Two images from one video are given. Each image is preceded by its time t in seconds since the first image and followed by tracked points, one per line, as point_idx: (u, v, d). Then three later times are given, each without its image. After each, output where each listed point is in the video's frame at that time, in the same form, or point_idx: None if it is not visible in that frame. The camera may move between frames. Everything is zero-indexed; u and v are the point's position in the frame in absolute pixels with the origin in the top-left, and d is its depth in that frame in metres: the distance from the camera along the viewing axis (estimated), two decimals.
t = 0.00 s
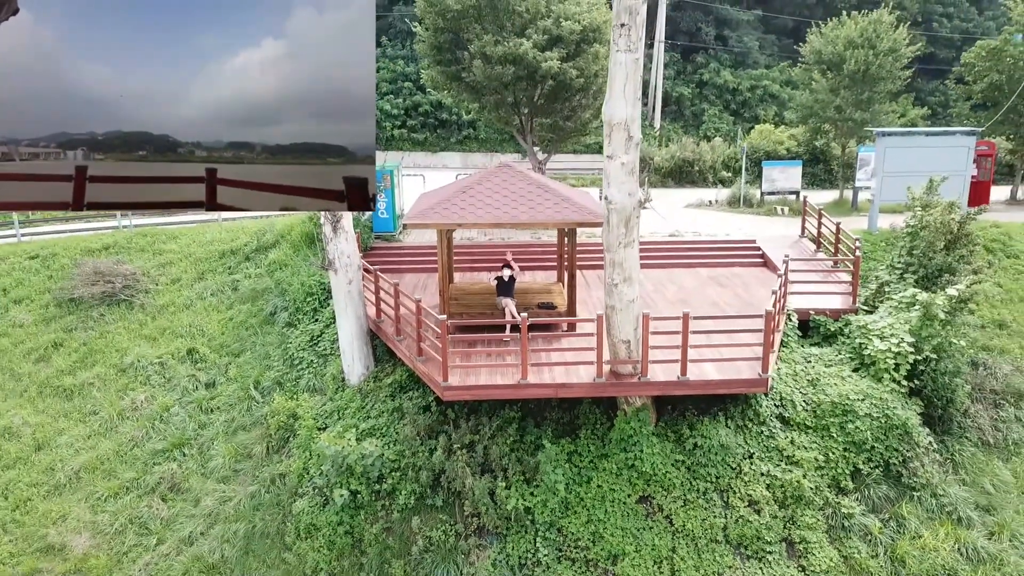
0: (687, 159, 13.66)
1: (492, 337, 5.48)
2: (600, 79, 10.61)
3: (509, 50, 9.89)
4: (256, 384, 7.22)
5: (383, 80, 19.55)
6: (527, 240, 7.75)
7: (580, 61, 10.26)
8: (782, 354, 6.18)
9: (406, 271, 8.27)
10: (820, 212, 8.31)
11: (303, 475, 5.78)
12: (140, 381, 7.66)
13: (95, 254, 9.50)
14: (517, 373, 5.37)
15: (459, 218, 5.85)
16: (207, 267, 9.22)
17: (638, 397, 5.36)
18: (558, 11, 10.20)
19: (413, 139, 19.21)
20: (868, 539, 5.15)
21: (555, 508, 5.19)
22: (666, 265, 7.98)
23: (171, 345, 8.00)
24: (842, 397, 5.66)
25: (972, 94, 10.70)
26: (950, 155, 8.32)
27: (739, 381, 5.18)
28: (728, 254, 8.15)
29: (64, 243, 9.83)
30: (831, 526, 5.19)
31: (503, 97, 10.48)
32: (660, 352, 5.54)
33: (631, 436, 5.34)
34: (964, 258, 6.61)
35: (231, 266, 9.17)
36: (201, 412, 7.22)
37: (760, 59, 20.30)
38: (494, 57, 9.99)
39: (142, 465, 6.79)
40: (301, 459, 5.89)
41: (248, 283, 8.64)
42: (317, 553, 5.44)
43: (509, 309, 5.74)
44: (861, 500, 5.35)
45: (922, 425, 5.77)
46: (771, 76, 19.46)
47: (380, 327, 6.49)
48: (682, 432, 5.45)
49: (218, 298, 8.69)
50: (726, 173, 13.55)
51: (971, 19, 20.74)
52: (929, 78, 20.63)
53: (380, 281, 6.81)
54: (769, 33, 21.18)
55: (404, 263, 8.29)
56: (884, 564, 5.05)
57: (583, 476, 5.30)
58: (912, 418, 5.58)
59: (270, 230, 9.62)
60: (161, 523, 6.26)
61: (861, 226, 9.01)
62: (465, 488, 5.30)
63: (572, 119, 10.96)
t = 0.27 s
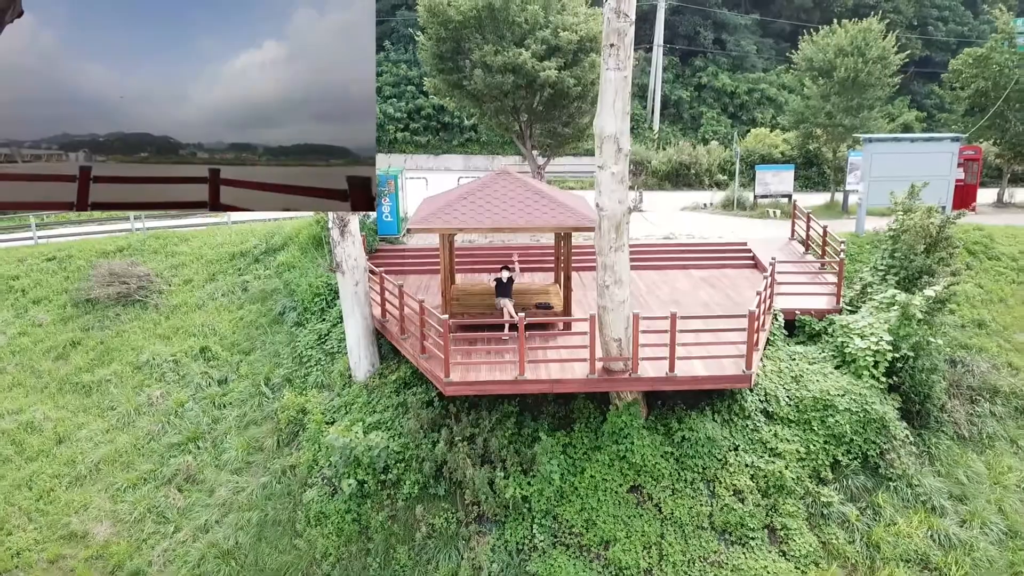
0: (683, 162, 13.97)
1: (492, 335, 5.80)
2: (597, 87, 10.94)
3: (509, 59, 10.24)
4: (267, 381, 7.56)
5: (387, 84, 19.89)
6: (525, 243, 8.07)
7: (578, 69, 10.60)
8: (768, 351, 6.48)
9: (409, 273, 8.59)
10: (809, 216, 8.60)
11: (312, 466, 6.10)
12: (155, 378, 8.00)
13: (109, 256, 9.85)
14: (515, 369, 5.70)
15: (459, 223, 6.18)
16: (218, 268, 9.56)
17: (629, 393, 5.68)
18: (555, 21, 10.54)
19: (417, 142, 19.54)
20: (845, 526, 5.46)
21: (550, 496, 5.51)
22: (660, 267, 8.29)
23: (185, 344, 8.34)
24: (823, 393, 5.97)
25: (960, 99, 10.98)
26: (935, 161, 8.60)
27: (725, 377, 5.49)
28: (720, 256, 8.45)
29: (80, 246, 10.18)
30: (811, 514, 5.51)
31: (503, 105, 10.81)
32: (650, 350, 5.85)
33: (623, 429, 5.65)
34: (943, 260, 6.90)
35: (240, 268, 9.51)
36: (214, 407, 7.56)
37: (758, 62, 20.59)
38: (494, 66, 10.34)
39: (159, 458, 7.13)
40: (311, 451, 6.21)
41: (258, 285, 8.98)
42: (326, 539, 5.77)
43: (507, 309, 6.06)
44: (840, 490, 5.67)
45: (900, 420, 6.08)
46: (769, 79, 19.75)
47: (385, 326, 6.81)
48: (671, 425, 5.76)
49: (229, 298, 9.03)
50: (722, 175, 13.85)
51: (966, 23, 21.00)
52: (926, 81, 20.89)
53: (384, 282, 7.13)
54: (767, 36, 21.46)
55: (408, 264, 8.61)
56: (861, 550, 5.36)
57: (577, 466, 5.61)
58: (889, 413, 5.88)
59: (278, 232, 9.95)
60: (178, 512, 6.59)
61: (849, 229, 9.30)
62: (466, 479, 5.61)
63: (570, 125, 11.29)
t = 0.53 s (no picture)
0: (680, 165, 14.28)
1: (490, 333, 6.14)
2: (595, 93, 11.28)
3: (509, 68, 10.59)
4: (276, 377, 7.90)
5: (390, 88, 20.25)
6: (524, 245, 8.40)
7: (575, 77, 10.95)
8: (754, 349, 6.79)
9: (411, 274, 8.93)
10: (798, 219, 8.91)
11: (320, 457, 6.44)
12: (169, 374, 8.36)
13: (123, 258, 10.22)
14: (512, 366, 6.03)
15: (460, 227, 6.51)
16: (228, 269, 9.91)
17: (619, 389, 6.00)
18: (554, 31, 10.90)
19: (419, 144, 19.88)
20: (824, 514, 5.79)
21: (545, 486, 5.83)
22: (653, 268, 8.61)
23: (197, 342, 8.70)
24: (805, 388, 6.29)
25: (948, 105, 11.29)
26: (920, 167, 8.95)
27: (710, 374, 5.81)
28: (711, 258, 8.78)
29: (95, 248, 10.56)
30: (792, 502, 5.83)
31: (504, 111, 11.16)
32: (640, 347, 6.18)
33: (614, 423, 5.97)
34: (922, 262, 7.26)
35: (250, 269, 9.86)
36: (226, 403, 7.91)
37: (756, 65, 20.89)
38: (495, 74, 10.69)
39: (174, 451, 7.48)
40: (319, 443, 6.55)
41: (266, 285, 9.33)
42: (334, 526, 6.10)
43: (505, 309, 6.40)
44: (819, 480, 6.00)
45: (877, 414, 6.40)
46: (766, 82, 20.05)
47: (389, 325, 7.14)
48: (660, 419, 6.08)
49: (239, 298, 9.38)
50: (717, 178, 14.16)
51: (961, 26, 21.28)
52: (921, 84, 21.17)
53: (388, 283, 7.46)
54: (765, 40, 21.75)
55: (411, 266, 8.94)
56: (838, 536, 5.68)
57: (570, 457, 5.93)
58: (867, 407, 6.20)
59: (286, 235, 10.31)
60: (193, 502, 6.94)
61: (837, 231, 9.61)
62: (466, 469, 5.94)
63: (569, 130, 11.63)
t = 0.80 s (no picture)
0: (676, 169, 14.61)
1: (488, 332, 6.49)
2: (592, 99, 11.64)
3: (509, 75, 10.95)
4: (285, 374, 8.26)
5: (394, 92, 20.62)
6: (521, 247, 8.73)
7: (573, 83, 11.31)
8: (741, 347, 7.11)
9: (414, 274, 9.27)
10: (786, 222, 9.24)
11: (327, 449, 6.78)
12: (182, 371, 8.72)
13: (136, 259, 10.61)
14: (509, 362, 6.37)
15: (460, 231, 6.85)
16: (237, 270, 10.28)
17: (610, 384, 6.34)
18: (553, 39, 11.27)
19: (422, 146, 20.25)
20: (804, 502, 6.12)
21: (540, 475, 6.16)
22: (647, 269, 8.95)
23: (208, 340, 9.06)
24: (787, 384, 6.60)
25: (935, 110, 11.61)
26: (904, 171, 9.26)
27: (696, 370, 6.13)
28: (703, 259, 9.11)
29: (109, 250, 10.96)
30: (773, 492, 6.16)
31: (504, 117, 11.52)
32: (630, 345, 6.52)
33: (605, 416, 6.30)
34: (903, 264, 7.59)
35: (258, 270, 10.23)
36: (237, 398, 8.27)
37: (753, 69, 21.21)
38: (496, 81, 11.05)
39: (188, 444, 7.84)
40: (326, 436, 6.85)
41: (274, 286, 9.69)
42: (340, 514, 6.45)
43: (503, 309, 6.74)
44: (800, 470, 6.32)
45: (856, 409, 6.73)
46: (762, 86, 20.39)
47: (393, 324, 7.49)
48: (649, 413, 6.41)
49: (248, 298, 9.75)
50: (713, 181, 14.48)
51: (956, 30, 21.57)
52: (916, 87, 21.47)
53: (392, 284, 7.81)
54: (762, 43, 22.06)
55: (413, 267, 9.28)
56: (817, 523, 6.01)
57: (564, 449, 6.26)
58: (846, 403, 6.52)
59: (293, 237, 10.68)
60: (207, 492, 7.29)
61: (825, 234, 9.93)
62: (466, 461, 6.27)
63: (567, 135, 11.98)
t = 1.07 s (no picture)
0: (673, 171, 14.95)
1: (487, 329, 6.85)
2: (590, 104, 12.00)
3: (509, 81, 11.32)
4: (292, 369, 8.64)
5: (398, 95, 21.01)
6: (520, 249, 9.09)
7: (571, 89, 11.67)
8: (728, 344, 7.44)
9: (417, 275, 9.63)
10: (775, 224, 9.58)
11: (334, 441, 7.14)
12: (195, 367, 9.11)
13: (149, 260, 11.01)
14: (507, 358, 6.73)
15: (460, 233, 7.21)
16: (246, 271, 10.67)
17: (602, 380, 6.69)
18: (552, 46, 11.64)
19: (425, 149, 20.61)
20: (785, 491, 6.46)
21: (535, 465, 6.50)
22: (640, 270, 9.30)
23: (219, 338, 9.45)
24: (771, 379, 6.93)
25: (924, 115, 11.92)
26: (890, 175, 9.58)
27: (683, 366, 6.47)
28: (694, 260, 9.45)
29: (123, 251, 11.37)
30: (756, 481, 6.50)
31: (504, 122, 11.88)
32: (622, 342, 6.86)
33: (597, 410, 6.64)
34: (884, 265, 7.93)
35: (266, 270, 10.62)
36: (247, 393, 8.65)
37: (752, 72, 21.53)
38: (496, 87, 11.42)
39: (201, 437, 8.23)
40: (333, 428, 7.24)
41: (282, 286, 10.07)
42: (346, 502, 6.82)
43: (500, 308, 7.09)
44: (782, 461, 6.67)
45: (837, 403, 7.07)
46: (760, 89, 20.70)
47: (396, 323, 7.85)
48: (639, 407, 6.75)
49: (257, 298, 10.12)
50: (709, 183, 14.81)
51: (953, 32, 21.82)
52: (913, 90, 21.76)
53: (395, 284, 8.17)
54: (761, 47, 22.35)
55: (416, 268, 9.64)
56: (797, 511, 6.34)
57: (558, 440, 6.60)
58: (826, 397, 6.87)
59: (299, 238, 11.06)
60: (220, 482, 7.67)
61: (814, 235, 10.26)
62: (465, 451, 6.63)
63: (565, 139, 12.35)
